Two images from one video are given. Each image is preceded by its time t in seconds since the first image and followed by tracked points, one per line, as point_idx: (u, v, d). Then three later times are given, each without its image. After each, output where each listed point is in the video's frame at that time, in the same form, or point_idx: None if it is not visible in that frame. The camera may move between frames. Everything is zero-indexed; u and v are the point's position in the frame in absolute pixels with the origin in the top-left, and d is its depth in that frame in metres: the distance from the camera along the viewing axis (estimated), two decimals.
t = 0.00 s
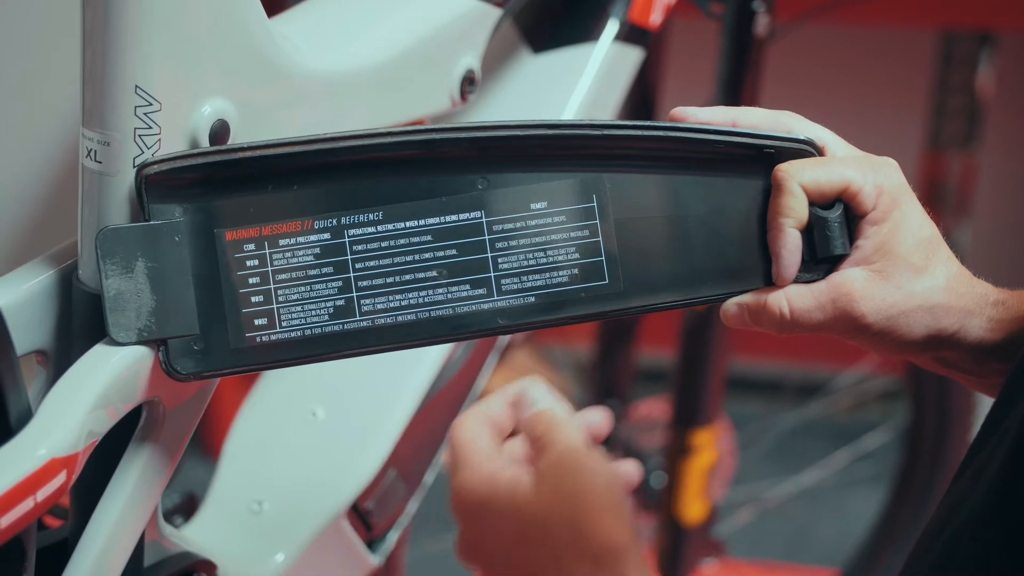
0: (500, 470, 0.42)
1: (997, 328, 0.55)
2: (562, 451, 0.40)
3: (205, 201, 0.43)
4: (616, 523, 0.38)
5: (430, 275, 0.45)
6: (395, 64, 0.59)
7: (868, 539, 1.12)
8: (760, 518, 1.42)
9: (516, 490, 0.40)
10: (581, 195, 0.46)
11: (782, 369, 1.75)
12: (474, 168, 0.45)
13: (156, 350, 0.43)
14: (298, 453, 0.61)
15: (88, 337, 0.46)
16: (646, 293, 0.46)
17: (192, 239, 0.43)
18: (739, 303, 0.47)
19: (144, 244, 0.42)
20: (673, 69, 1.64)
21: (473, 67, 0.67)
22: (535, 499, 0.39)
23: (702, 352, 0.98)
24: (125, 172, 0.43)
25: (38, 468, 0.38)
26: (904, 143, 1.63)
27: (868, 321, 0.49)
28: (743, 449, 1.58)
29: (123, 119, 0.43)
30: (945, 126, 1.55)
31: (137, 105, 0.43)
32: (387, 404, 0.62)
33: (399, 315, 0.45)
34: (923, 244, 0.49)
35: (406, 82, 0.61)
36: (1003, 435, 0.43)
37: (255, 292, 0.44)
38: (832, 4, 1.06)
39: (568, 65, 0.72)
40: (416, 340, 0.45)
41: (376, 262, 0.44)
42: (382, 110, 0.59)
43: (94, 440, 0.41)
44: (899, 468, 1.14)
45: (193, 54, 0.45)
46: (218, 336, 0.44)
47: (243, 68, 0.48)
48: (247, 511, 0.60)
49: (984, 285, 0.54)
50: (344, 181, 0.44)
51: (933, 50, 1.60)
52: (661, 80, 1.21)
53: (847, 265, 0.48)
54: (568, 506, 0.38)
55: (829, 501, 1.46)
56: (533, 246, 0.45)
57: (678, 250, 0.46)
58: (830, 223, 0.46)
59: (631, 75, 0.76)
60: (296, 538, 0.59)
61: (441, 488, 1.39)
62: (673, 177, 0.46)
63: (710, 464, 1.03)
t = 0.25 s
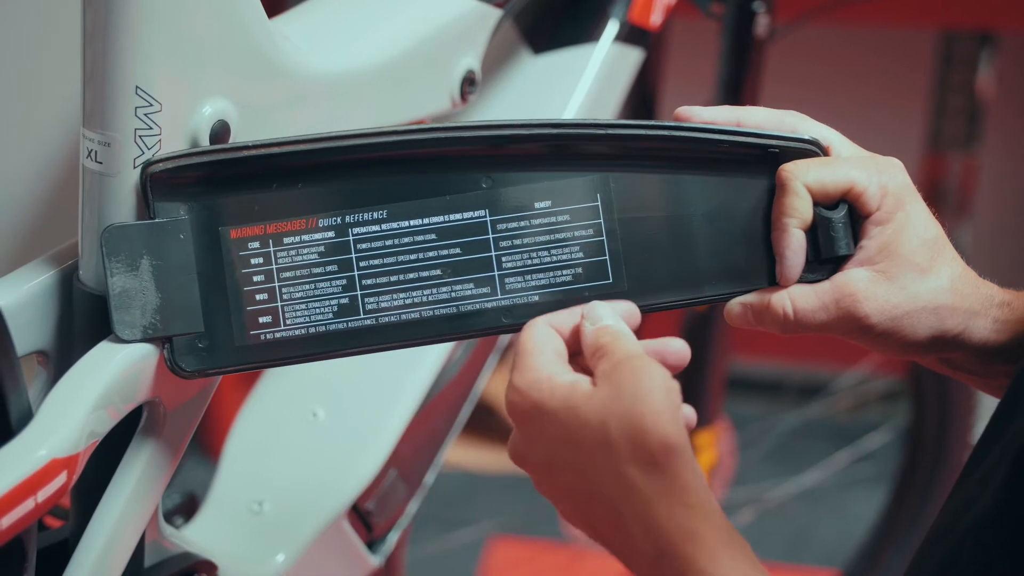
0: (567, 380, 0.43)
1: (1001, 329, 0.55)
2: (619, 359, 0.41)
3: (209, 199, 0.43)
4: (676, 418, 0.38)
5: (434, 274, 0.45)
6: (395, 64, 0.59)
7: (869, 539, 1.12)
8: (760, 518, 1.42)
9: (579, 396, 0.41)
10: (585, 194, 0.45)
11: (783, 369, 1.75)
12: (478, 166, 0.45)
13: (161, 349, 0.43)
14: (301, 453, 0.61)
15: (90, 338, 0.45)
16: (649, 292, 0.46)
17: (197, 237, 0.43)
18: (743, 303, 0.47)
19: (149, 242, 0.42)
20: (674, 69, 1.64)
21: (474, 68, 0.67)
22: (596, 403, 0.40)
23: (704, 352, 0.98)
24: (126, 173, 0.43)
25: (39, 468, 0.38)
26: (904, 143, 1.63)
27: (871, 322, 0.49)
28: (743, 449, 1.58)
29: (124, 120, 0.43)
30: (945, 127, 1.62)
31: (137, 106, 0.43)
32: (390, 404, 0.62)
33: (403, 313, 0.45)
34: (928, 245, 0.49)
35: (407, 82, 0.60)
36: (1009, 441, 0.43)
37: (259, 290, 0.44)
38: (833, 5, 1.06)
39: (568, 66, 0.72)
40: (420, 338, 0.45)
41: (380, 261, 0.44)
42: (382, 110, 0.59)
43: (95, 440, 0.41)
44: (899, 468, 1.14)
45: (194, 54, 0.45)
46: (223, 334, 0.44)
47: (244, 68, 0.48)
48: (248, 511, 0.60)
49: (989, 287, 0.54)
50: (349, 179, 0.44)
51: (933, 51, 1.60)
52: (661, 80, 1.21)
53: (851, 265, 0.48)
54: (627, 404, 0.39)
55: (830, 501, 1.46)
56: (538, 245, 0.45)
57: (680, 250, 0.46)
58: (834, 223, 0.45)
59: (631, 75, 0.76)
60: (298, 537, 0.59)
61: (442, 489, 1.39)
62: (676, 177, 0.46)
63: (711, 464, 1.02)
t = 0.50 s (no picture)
0: (556, 414, 0.46)
1: (1004, 333, 0.55)
2: (602, 386, 0.44)
3: (213, 202, 0.43)
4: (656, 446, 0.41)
5: (438, 276, 0.44)
6: (397, 68, 0.59)
7: (871, 543, 1.12)
8: (763, 522, 1.42)
9: (565, 432, 0.44)
10: (589, 197, 0.45)
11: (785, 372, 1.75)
12: (483, 169, 0.45)
13: (165, 351, 0.43)
14: (303, 456, 0.61)
15: (92, 340, 0.45)
16: (653, 296, 0.46)
17: (201, 240, 0.43)
18: (746, 306, 0.47)
19: (153, 244, 0.42)
20: (676, 72, 1.64)
21: (476, 72, 0.67)
22: (580, 436, 0.43)
23: (705, 355, 0.98)
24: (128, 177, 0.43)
25: (42, 471, 0.38)
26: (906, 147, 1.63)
27: (874, 326, 0.49)
28: (745, 453, 1.58)
29: (127, 123, 0.43)
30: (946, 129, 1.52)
31: (141, 110, 0.43)
32: (392, 408, 0.62)
33: (407, 315, 0.45)
34: (931, 248, 0.49)
35: (408, 86, 0.60)
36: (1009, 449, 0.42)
37: (263, 293, 0.44)
38: (836, 8, 1.06)
39: (570, 70, 0.72)
40: (424, 341, 0.45)
41: (385, 263, 0.44)
42: (384, 114, 0.59)
43: (98, 444, 0.41)
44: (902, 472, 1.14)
45: (197, 58, 0.45)
46: (227, 337, 0.44)
47: (247, 72, 0.48)
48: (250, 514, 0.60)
49: (993, 290, 0.54)
50: (353, 182, 0.44)
51: (936, 54, 1.60)
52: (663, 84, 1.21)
53: (855, 268, 0.47)
54: (608, 439, 0.42)
55: (832, 505, 1.46)
56: (542, 247, 0.45)
57: (683, 253, 0.46)
58: (837, 226, 0.45)
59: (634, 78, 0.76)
60: (301, 538, 0.58)
61: (443, 492, 1.39)
62: (679, 180, 0.46)
63: (713, 468, 1.02)
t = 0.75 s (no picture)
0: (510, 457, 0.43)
1: (996, 335, 0.55)
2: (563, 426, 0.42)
3: (208, 206, 0.43)
4: (623, 482, 0.41)
5: (431, 280, 0.45)
6: (393, 71, 0.59)
7: (867, 546, 1.12)
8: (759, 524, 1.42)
9: (526, 476, 0.42)
10: (583, 200, 0.46)
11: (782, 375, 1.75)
12: (477, 172, 0.45)
13: (158, 355, 0.43)
14: (297, 460, 0.61)
15: (86, 344, 0.45)
16: (647, 298, 0.46)
17: (195, 243, 0.43)
18: (739, 309, 0.47)
19: (147, 248, 0.42)
20: (672, 74, 1.65)
21: (472, 75, 0.67)
22: (546, 485, 0.41)
23: (701, 358, 0.98)
24: (122, 180, 0.43)
25: (35, 475, 0.38)
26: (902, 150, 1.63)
27: (867, 328, 0.49)
28: (742, 455, 1.58)
29: (121, 127, 0.43)
30: (942, 132, 1.52)
31: (134, 113, 0.43)
32: (387, 410, 0.62)
33: (401, 319, 0.45)
34: (923, 251, 0.49)
35: (404, 89, 0.61)
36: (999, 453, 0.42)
37: (258, 296, 0.44)
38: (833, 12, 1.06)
39: (565, 73, 0.73)
40: (418, 344, 0.45)
41: (379, 267, 0.44)
42: (379, 117, 0.59)
43: (92, 447, 0.41)
44: (897, 474, 1.14)
45: (192, 61, 0.45)
46: (221, 341, 0.44)
47: (242, 75, 0.48)
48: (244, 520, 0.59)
49: (984, 293, 0.54)
50: (348, 185, 0.44)
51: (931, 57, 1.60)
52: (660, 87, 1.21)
53: (847, 271, 0.47)
54: (579, 486, 0.40)
55: (828, 508, 1.46)
56: (537, 250, 0.45)
57: (677, 256, 0.46)
58: (831, 229, 0.45)
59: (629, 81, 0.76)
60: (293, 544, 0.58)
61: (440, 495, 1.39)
62: (673, 184, 0.46)
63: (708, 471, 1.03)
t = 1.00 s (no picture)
0: None
1: (992, 336, 0.55)
2: None
3: (204, 206, 0.43)
4: None
5: (427, 280, 0.45)
6: (388, 72, 0.59)
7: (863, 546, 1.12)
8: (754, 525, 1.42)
9: None
10: (579, 200, 0.46)
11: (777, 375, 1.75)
12: (473, 173, 0.45)
13: (155, 355, 0.43)
14: (293, 462, 0.61)
15: (81, 345, 0.45)
16: (643, 298, 0.46)
17: (192, 244, 0.43)
18: (735, 310, 0.47)
19: (143, 248, 0.42)
20: (666, 74, 1.65)
21: (466, 76, 0.67)
22: None
23: (697, 358, 0.98)
24: (117, 181, 0.43)
25: (30, 476, 0.38)
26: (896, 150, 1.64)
27: (863, 329, 0.49)
28: (737, 455, 1.58)
29: (115, 127, 0.42)
30: (937, 133, 1.53)
31: (129, 114, 0.43)
32: (383, 411, 0.62)
33: (397, 319, 0.45)
34: (919, 252, 0.49)
35: (399, 90, 0.61)
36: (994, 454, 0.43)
37: (253, 297, 0.44)
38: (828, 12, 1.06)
39: (561, 73, 0.73)
40: (415, 344, 0.45)
41: (374, 267, 0.44)
42: (374, 117, 0.59)
43: (87, 448, 0.41)
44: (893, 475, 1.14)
45: (187, 62, 0.45)
46: (217, 341, 0.44)
47: (237, 76, 0.48)
48: (240, 520, 0.59)
49: (979, 293, 0.55)
50: (344, 185, 0.44)
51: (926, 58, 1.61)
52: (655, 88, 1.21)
53: (844, 271, 0.47)
54: None
55: (823, 508, 1.46)
56: (533, 251, 0.45)
57: (673, 256, 0.47)
58: (826, 230, 0.46)
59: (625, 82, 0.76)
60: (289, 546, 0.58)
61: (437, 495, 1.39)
62: (669, 184, 0.46)
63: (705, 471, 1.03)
